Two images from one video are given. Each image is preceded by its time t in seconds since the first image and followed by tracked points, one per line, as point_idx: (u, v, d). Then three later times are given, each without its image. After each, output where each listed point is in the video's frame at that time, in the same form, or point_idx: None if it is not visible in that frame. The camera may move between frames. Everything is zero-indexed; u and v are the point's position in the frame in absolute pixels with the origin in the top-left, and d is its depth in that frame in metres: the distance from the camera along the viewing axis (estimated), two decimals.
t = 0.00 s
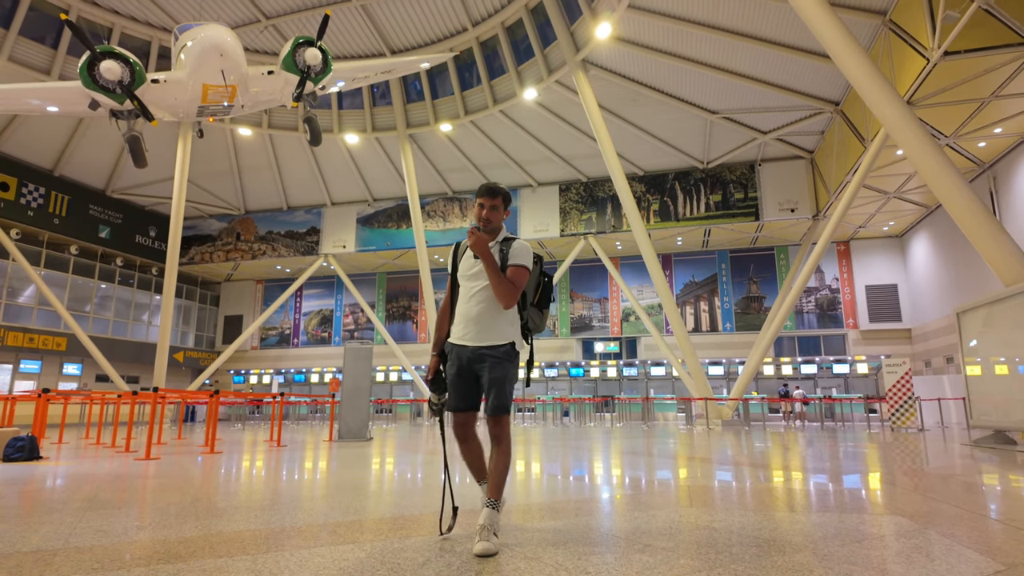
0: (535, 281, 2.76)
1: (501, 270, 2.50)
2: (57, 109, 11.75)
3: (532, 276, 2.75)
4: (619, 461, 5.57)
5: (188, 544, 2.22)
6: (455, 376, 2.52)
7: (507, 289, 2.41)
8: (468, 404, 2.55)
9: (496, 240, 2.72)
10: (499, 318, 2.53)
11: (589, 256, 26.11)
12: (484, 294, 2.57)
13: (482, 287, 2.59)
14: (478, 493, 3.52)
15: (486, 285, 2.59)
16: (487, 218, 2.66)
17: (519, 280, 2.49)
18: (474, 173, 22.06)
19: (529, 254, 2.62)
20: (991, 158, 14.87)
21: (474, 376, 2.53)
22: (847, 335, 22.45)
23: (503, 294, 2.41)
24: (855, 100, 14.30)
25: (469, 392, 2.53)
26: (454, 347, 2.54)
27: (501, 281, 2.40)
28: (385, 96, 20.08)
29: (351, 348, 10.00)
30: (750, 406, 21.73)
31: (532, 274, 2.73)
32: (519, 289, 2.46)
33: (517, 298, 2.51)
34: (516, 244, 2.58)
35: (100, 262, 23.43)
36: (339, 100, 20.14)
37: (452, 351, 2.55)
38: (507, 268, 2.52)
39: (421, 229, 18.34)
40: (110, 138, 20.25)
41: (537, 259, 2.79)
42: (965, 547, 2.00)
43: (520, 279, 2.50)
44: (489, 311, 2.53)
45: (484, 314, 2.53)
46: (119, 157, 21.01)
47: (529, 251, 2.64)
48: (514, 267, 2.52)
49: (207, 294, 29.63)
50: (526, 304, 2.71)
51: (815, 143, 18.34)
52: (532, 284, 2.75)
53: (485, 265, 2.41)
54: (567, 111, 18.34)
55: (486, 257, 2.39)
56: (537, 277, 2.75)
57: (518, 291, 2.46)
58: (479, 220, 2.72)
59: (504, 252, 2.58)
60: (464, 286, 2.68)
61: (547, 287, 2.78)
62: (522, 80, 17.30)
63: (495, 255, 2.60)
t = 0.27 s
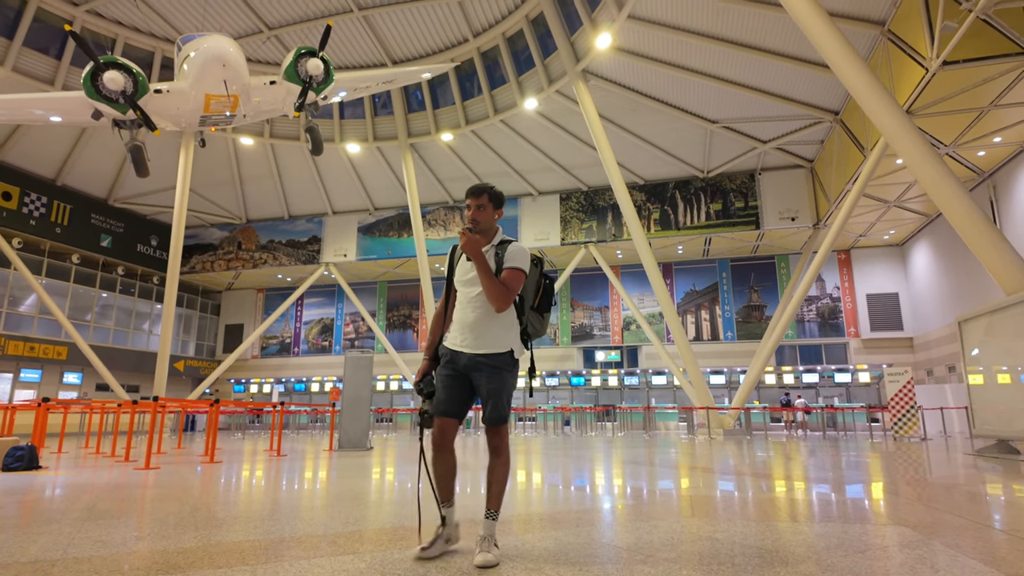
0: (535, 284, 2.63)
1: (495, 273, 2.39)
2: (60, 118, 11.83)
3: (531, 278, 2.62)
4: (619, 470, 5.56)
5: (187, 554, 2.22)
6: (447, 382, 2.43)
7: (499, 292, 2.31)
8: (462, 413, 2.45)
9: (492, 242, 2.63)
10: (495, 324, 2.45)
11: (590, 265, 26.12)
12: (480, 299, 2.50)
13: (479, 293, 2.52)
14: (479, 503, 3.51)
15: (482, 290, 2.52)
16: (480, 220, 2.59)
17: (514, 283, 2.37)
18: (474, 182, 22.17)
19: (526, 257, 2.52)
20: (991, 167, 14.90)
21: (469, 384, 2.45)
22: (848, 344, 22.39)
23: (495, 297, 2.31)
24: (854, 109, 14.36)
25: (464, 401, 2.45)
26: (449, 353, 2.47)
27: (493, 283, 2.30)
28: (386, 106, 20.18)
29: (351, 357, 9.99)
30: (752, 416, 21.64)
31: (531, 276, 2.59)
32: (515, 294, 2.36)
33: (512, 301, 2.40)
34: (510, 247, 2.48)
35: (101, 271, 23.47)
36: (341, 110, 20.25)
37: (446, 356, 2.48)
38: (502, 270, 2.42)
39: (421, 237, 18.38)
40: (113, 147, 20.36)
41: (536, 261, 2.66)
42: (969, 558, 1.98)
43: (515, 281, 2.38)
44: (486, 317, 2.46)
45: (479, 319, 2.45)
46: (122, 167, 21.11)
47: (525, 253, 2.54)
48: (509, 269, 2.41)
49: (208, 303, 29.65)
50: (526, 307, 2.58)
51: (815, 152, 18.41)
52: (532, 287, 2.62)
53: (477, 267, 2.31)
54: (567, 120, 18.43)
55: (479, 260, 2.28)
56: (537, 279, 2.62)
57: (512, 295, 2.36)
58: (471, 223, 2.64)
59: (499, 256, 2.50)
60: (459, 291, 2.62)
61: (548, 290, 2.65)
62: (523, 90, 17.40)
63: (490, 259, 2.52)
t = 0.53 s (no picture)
0: (531, 289, 2.53)
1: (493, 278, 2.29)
2: (72, 129, 12.01)
3: (528, 283, 2.53)
4: (630, 480, 5.49)
5: (193, 563, 2.22)
6: (446, 394, 2.25)
7: (499, 298, 2.20)
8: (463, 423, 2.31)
9: (487, 247, 2.51)
10: (494, 330, 2.32)
11: (597, 273, 26.06)
12: (479, 306, 2.36)
13: (476, 299, 2.38)
14: (487, 513, 3.49)
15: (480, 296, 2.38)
16: (474, 224, 2.48)
17: (513, 288, 2.28)
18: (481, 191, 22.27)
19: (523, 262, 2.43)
20: (1001, 173, 14.79)
21: (469, 393, 2.28)
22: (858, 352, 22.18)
23: (495, 303, 2.19)
24: (861, 116, 14.32)
25: (464, 412, 2.27)
26: (447, 362, 2.31)
27: (492, 288, 2.18)
28: (393, 116, 20.31)
29: (358, 365, 10.00)
30: (761, 424, 21.46)
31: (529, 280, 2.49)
32: (515, 298, 2.26)
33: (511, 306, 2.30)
34: (508, 251, 2.40)
35: (111, 280, 23.70)
36: (349, 120, 20.41)
37: (443, 366, 2.31)
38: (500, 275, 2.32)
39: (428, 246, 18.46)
40: (123, 158, 20.61)
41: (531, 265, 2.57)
42: (983, 569, 1.95)
43: (515, 286, 2.29)
44: (485, 323, 2.33)
45: (479, 326, 2.32)
46: (132, 177, 21.36)
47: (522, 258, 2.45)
48: (508, 274, 2.31)
49: (217, 312, 29.83)
50: (523, 313, 2.48)
51: (822, 159, 18.35)
52: (529, 292, 2.52)
53: (474, 273, 2.20)
54: (573, 129, 18.49)
55: (476, 266, 2.18)
56: (533, 284, 2.53)
57: (513, 299, 2.26)
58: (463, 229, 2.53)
59: (496, 261, 2.40)
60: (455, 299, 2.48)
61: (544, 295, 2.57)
62: (529, 99, 17.48)
63: (487, 263, 2.41)
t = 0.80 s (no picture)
0: (526, 291, 2.49)
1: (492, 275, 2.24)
2: (92, 140, 12.29)
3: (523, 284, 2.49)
4: (645, 486, 5.45)
5: (208, 567, 2.24)
6: (444, 399, 2.18)
7: (498, 292, 2.16)
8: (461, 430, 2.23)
9: (481, 246, 2.44)
10: (492, 330, 2.26)
11: (610, 277, 25.94)
12: (475, 305, 2.30)
13: (472, 298, 2.32)
14: (502, 518, 3.49)
15: (477, 296, 2.32)
16: (469, 220, 2.37)
17: (512, 285, 2.24)
18: (493, 196, 22.41)
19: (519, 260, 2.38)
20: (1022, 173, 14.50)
21: (466, 397, 2.22)
22: (876, 356, 21.81)
23: (494, 298, 2.15)
24: (877, 118, 14.14)
25: (460, 417, 2.20)
26: (443, 364, 2.23)
27: (490, 283, 2.14)
28: (406, 123, 20.45)
29: (373, 370, 10.06)
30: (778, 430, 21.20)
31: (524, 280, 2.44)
32: (514, 295, 2.22)
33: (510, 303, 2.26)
34: (503, 249, 2.36)
35: (130, 287, 24.12)
36: (362, 127, 20.60)
37: (439, 368, 2.23)
38: (498, 272, 2.27)
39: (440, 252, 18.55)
40: (141, 167, 21.00)
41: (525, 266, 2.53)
42: None
43: (513, 284, 2.25)
44: (481, 323, 2.27)
45: (476, 326, 2.26)
46: (150, 186, 21.75)
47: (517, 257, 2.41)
48: (506, 272, 2.26)
49: (233, 318, 30.21)
50: (519, 314, 2.43)
51: (838, 161, 18.14)
52: (524, 292, 2.47)
53: (472, 269, 2.15)
54: (585, 134, 18.48)
55: (474, 262, 2.13)
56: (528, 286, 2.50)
57: (511, 297, 2.21)
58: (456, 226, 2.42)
59: (492, 259, 2.35)
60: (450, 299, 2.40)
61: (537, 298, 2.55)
62: (541, 105, 17.52)
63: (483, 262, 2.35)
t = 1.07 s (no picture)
0: (528, 290, 2.41)
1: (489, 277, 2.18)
2: (121, 151, 12.67)
3: (525, 282, 2.41)
4: (671, 492, 5.37)
5: (234, 571, 2.29)
6: (446, 402, 2.16)
7: (495, 295, 2.11)
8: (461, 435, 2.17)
9: (478, 246, 2.40)
10: (492, 331, 2.21)
11: (631, 281, 25.72)
12: (473, 306, 2.26)
13: (470, 300, 2.28)
14: (525, 524, 3.48)
15: (474, 297, 2.28)
16: (464, 224, 2.36)
17: (512, 285, 2.18)
18: (512, 201, 22.49)
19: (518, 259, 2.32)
20: None
21: (467, 400, 2.17)
22: (906, 359, 21.24)
23: (492, 300, 2.10)
24: (904, 116, 13.83)
25: (463, 420, 2.16)
26: (442, 368, 2.21)
27: (486, 286, 2.09)
28: (426, 129, 20.61)
29: (395, 375, 10.15)
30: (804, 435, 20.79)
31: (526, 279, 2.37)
32: (514, 296, 2.15)
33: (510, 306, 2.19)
34: (502, 248, 2.29)
35: (158, 295, 24.73)
36: (383, 134, 20.83)
37: (439, 372, 2.21)
38: (495, 273, 2.21)
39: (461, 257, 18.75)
40: (169, 178, 21.55)
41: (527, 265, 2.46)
42: None
43: (512, 284, 2.19)
44: (479, 323, 2.22)
45: (474, 327, 2.22)
46: (177, 195, 22.31)
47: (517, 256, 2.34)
48: (504, 271, 2.20)
49: (258, 325, 30.75)
50: (519, 314, 2.35)
51: (863, 161, 17.78)
52: (526, 292, 2.39)
53: (468, 272, 2.11)
54: (604, 137, 18.42)
55: (468, 265, 2.09)
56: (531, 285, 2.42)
57: (511, 298, 2.15)
58: (452, 229, 2.41)
59: (489, 259, 2.29)
60: (448, 301, 2.38)
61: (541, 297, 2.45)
62: (560, 109, 17.52)
63: (480, 262, 2.30)
